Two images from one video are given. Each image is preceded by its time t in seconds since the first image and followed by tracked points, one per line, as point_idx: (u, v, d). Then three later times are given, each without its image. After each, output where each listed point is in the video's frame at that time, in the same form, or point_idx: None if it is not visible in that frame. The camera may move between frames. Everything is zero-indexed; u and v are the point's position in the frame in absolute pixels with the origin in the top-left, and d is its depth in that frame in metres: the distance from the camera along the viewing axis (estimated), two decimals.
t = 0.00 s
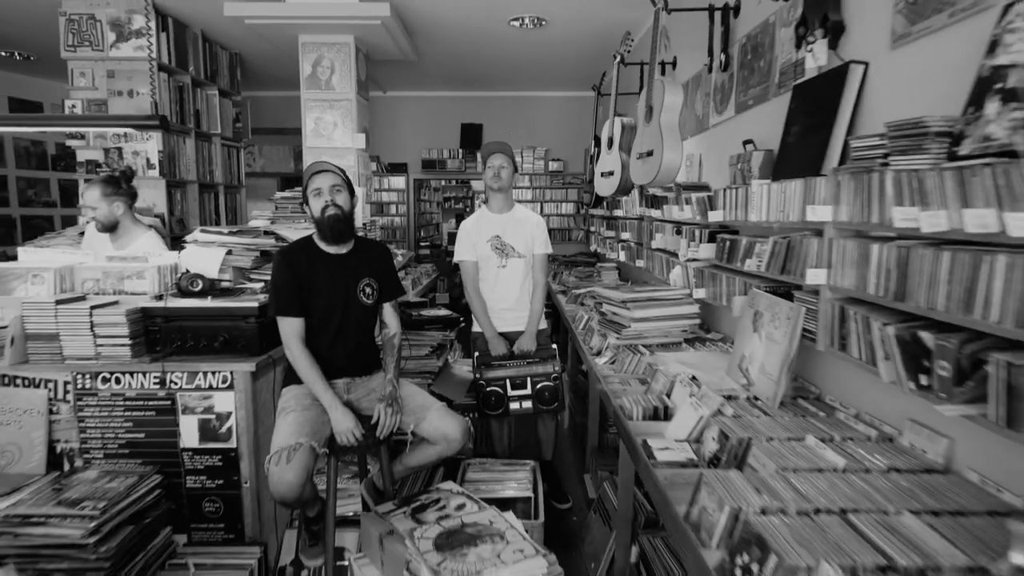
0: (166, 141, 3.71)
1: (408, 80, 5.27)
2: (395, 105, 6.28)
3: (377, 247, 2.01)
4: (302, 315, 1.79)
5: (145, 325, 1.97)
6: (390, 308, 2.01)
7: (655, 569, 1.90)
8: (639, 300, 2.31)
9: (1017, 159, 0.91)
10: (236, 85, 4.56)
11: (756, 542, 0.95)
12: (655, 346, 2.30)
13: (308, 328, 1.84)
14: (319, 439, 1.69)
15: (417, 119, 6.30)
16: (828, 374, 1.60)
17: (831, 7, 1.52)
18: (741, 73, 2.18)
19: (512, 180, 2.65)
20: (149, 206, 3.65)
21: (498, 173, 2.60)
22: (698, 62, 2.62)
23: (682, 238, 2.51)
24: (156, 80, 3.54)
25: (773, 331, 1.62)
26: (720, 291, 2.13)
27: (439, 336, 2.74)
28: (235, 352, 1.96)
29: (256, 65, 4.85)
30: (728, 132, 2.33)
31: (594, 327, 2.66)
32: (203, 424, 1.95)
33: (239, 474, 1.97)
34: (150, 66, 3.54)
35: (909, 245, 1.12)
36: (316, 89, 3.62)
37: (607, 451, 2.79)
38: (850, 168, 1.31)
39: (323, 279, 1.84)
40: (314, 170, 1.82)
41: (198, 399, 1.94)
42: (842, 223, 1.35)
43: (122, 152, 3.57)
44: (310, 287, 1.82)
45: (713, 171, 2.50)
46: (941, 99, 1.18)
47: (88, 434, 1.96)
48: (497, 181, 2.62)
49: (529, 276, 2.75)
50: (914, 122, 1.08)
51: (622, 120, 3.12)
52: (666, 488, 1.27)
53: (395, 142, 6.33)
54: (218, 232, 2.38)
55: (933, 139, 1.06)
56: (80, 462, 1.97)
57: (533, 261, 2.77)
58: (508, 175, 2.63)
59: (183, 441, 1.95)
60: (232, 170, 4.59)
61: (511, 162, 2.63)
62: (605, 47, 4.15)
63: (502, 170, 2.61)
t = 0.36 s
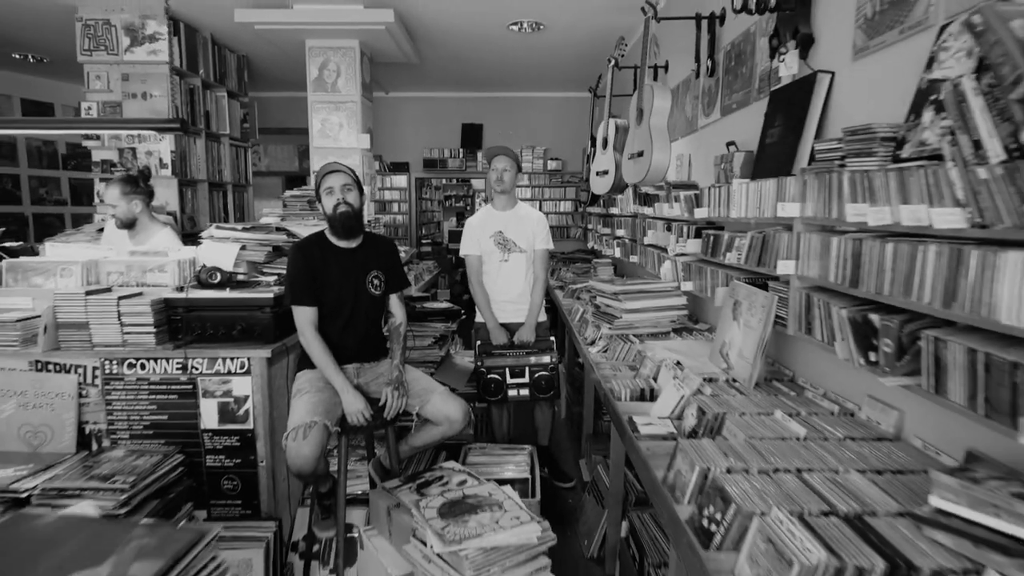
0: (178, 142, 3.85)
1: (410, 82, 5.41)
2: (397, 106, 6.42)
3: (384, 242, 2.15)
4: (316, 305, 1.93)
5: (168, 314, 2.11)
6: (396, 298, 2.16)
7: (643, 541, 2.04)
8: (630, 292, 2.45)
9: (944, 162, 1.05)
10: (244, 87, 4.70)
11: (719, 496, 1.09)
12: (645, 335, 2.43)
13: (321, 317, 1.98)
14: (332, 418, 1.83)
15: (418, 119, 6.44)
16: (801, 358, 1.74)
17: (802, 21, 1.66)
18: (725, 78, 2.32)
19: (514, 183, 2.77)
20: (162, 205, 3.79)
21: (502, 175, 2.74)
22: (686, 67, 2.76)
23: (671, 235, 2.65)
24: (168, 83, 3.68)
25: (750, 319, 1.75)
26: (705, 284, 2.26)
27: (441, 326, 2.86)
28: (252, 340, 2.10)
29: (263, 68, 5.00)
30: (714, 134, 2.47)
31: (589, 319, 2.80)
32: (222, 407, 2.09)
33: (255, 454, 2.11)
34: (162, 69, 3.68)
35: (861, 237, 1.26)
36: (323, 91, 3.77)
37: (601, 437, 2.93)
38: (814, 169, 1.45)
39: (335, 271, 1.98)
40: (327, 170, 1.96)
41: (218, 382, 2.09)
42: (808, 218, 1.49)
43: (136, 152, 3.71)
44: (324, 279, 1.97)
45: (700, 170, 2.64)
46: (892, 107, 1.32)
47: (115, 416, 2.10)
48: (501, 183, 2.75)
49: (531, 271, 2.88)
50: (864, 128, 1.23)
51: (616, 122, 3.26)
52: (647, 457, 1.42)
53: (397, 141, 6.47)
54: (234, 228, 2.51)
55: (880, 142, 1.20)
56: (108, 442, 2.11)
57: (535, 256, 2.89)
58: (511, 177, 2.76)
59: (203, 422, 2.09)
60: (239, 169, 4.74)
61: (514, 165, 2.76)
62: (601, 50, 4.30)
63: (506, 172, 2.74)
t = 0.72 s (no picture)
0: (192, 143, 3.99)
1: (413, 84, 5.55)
2: (400, 107, 6.55)
3: (395, 238, 2.30)
4: (333, 297, 2.08)
5: (192, 307, 2.26)
6: (406, 292, 2.30)
7: (637, 518, 2.18)
8: (626, 286, 2.58)
9: (898, 166, 1.19)
10: (253, 89, 4.84)
11: (701, 462, 1.23)
12: (641, 327, 2.56)
13: (337, 309, 2.12)
14: (348, 402, 1.98)
15: (421, 120, 6.57)
16: (783, 346, 1.87)
17: (783, 34, 1.80)
18: (715, 84, 2.46)
19: (524, 185, 2.91)
20: (176, 203, 3.93)
21: (511, 177, 2.87)
22: (679, 72, 2.90)
23: (665, 232, 2.79)
24: (183, 86, 3.82)
25: (735, 309, 1.89)
26: (697, 278, 2.40)
27: (446, 320, 3.00)
28: (272, 330, 2.24)
29: (271, 71, 5.15)
30: (706, 137, 2.61)
31: (588, 313, 2.94)
32: (243, 393, 2.23)
33: (275, 437, 2.25)
34: (177, 73, 3.82)
35: (830, 234, 1.40)
36: (332, 94, 3.94)
37: (599, 425, 3.07)
38: (792, 171, 1.59)
39: (350, 266, 2.12)
40: (343, 171, 2.10)
41: (239, 370, 2.23)
42: (787, 216, 1.63)
43: (150, 152, 3.85)
44: (339, 273, 2.11)
45: (694, 171, 2.78)
46: (861, 115, 1.46)
47: (143, 402, 2.24)
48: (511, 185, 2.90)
49: (537, 268, 3.01)
50: (831, 137, 1.38)
51: (613, 124, 3.40)
52: (639, 434, 1.56)
53: (402, 141, 6.60)
54: (248, 226, 2.69)
55: (846, 149, 1.35)
56: (136, 426, 2.25)
57: (542, 255, 3.00)
58: (521, 179, 2.89)
59: (226, 407, 2.24)
60: (248, 169, 4.87)
61: (524, 167, 2.88)
62: (599, 55, 4.44)
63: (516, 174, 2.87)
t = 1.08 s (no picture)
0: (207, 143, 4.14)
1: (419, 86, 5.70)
2: (405, 108, 6.70)
3: (408, 234, 2.45)
4: (353, 290, 2.23)
5: (219, 299, 2.42)
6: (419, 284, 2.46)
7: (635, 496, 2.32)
8: (625, 280, 2.73)
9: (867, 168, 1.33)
10: (264, 92, 5.00)
11: (692, 431, 1.38)
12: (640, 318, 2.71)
13: (356, 301, 2.28)
14: (367, 385, 2.13)
15: (425, 121, 6.72)
16: (771, 334, 2.02)
17: (770, 45, 1.94)
18: (709, 89, 2.61)
19: (538, 181, 3.06)
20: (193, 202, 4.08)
21: (526, 173, 3.03)
22: (675, 78, 3.06)
23: (663, 229, 2.94)
24: (199, 89, 3.97)
25: (727, 300, 2.04)
26: (693, 272, 2.55)
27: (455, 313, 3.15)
28: (295, 320, 2.39)
29: (281, 74, 5.31)
30: (701, 139, 2.76)
31: (589, 306, 3.09)
32: (268, 379, 2.38)
33: (296, 421, 2.40)
34: (194, 77, 3.97)
35: (810, 229, 1.55)
36: (343, 97, 4.11)
37: (600, 414, 3.21)
38: (778, 172, 1.74)
39: (368, 261, 2.28)
40: (361, 172, 2.25)
41: (264, 357, 2.38)
42: (774, 214, 1.78)
43: (169, 153, 4.01)
44: (358, 267, 2.26)
45: (690, 172, 2.93)
46: (839, 121, 1.61)
47: (173, 388, 2.39)
48: (525, 181, 3.05)
49: (547, 263, 3.15)
50: (810, 142, 1.54)
51: (613, 126, 3.56)
52: (638, 412, 1.71)
53: (407, 142, 6.75)
54: (268, 224, 2.91)
55: (824, 151, 1.51)
56: (167, 411, 2.40)
57: (553, 251, 3.15)
58: (535, 175, 3.04)
59: (251, 392, 2.39)
60: (259, 168, 5.02)
61: (539, 164, 3.04)
62: (599, 59, 4.60)
63: (530, 170, 3.03)
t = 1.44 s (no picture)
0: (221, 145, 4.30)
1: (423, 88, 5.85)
2: (409, 109, 6.85)
3: (418, 232, 2.61)
4: (367, 285, 2.39)
5: (240, 293, 2.58)
6: (429, 280, 2.62)
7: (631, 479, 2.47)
8: (623, 276, 2.88)
9: (836, 173, 1.48)
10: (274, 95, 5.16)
11: (680, 410, 1.53)
12: (637, 312, 2.86)
13: (370, 295, 2.44)
14: (381, 373, 2.29)
15: (429, 122, 6.87)
16: (757, 325, 2.17)
17: (756, 57, 2.09)
18: (701, 96, 2.76)
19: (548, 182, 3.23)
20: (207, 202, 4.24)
21: (535, 174, 3.18)
22: (670, 84, 3.21)
23: (659, 228, 3.09)
24: (214, 93, 4.13)
25: (717, 294, 2.19)
26: (686, 268, 2.69)
27: (460, 307, 3.31)
28: (312, 313, 2.55)
29: (290, 77, 5.47)
30: (694, 143, 2.91)
31: (589, 301, 3.24)
32: (286, 369, 2.54)
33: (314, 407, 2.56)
34: (208, 82, 4.13)
35: (788, 227, 1.70)
36: (352, 101, 4.28)
37: (599, 405, 3.36)
38: (761, 175, 1.89)
39: (381, 258, 2.44)
40: (375, 175, 2.40)
41: (282, 348, 2.53)
42: (757, 213, 1.93)
43: (184, 155, 4.20)
44: (372, 264, 2.42)
45: (684, 173, 3.08)
46: (814, 130, 1.76)
47: (197, 377, 2.55)
48: (535, 182, 3.20)
49: (553, 260, 3.30)
50: (787, 148, 1.70)
51: (611, 129, 3.71)
52: (632, 395, 1.86)
53: (411, 142, 6.90)
54: (283, 223, 3.06)
55: (799, 157, 1.67)
56: (191, 398, 2.56)
57: (560, 249, 3.29)
58: (544, 177, 3.20)
59: (270, 381, 2.54)
60: (269, 169, 5.18)
61: (549, 166, 3.19)
62: (598, 64, 4.75)
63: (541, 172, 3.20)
